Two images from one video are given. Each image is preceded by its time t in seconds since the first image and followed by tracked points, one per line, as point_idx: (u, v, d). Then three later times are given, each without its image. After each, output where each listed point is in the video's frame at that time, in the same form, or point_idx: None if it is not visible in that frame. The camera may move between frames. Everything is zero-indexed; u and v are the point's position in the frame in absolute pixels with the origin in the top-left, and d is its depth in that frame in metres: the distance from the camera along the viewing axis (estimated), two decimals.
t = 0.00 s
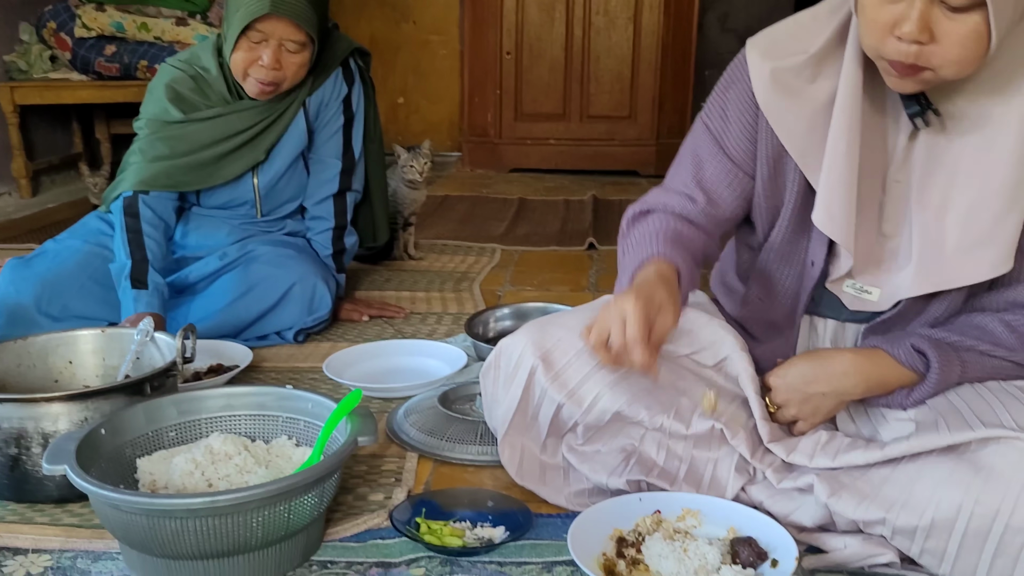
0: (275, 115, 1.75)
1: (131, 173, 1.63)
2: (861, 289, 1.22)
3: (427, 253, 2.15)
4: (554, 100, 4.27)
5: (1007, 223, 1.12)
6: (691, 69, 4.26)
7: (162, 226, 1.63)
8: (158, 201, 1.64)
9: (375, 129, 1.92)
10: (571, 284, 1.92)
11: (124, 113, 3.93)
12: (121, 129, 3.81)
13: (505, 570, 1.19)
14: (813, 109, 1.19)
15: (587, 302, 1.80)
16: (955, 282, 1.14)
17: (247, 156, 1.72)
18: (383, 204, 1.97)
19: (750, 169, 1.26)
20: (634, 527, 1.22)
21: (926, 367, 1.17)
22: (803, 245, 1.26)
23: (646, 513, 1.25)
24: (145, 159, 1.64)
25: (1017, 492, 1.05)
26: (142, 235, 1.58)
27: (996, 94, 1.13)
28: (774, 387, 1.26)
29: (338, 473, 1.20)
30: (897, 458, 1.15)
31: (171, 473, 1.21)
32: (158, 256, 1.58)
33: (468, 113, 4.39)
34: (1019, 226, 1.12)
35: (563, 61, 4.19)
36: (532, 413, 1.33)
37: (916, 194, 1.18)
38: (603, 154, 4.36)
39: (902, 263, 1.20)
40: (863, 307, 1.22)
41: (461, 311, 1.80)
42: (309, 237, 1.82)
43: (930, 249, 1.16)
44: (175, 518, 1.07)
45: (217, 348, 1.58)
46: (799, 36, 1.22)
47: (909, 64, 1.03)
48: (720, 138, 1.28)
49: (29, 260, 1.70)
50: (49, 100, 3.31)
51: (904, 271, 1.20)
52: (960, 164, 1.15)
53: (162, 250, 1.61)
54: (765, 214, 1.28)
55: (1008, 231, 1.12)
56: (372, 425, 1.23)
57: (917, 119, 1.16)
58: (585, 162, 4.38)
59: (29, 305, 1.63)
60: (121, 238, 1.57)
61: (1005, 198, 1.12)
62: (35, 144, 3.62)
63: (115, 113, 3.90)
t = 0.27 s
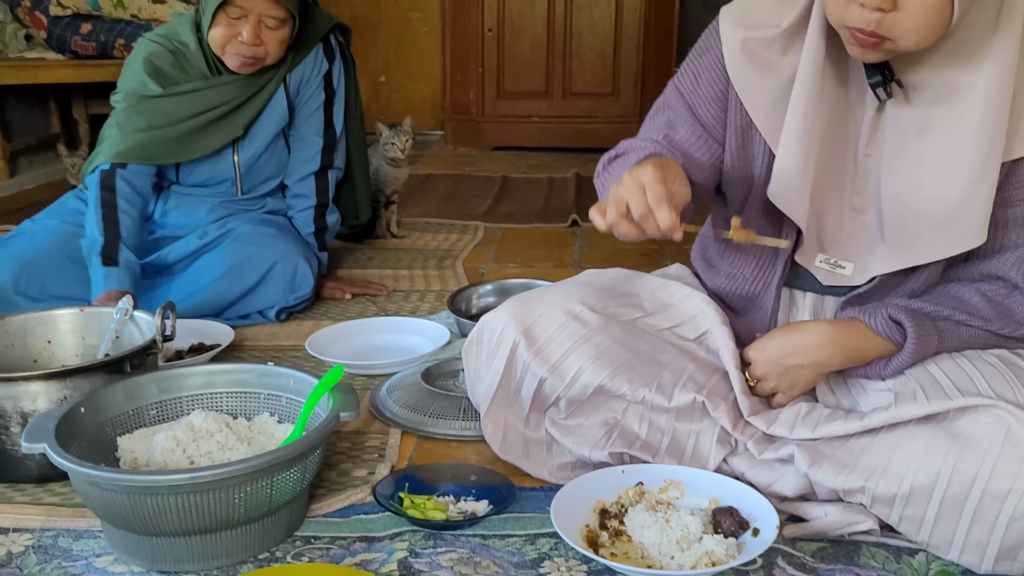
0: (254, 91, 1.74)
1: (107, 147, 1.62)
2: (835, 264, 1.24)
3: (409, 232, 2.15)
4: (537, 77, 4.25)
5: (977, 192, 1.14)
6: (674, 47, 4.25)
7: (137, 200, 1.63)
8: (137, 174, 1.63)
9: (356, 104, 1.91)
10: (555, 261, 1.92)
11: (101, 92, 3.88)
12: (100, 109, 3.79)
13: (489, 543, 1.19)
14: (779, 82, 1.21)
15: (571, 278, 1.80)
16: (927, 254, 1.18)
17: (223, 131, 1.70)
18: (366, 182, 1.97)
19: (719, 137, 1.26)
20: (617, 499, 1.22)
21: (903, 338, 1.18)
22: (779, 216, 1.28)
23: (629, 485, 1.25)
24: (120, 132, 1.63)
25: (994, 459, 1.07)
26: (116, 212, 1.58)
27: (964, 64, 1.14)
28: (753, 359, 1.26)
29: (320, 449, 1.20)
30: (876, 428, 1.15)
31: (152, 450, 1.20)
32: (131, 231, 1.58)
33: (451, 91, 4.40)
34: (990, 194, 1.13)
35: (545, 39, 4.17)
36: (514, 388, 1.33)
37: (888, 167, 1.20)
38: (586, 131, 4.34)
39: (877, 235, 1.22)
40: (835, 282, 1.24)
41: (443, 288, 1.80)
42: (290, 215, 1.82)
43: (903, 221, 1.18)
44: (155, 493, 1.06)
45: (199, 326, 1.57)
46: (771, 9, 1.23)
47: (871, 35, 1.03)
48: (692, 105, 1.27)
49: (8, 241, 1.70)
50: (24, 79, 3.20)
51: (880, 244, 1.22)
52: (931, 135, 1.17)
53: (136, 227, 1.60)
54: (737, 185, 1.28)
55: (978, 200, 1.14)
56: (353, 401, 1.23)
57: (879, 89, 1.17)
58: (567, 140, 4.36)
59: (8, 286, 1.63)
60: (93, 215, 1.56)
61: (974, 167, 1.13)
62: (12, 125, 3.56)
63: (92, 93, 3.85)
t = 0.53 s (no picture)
0: (234, 88, 1.74)
1: (80, 144, 1.62)
2: (814, 266, 1.24)
3: (394, 229, 2.14)
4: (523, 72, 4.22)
5: (956, 188, 1.13)
6: (660, 39, 4.22)
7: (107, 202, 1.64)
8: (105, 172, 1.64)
9: (338, 102, 1.91)
10: (541, 257, 1.91)
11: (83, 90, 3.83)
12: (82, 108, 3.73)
13: (474, 545, 1.18)
14: (753, 80, 1.21)
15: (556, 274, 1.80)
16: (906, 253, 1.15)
17: (204, 128, 1.70)
18: (349, 180, 1.97)
19: (692, 126, 1.29)
20: (602, 498, 1.21)
21: (887, 333, 1.18)
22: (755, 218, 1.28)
23: (614, 483, 1.24)
24: (95, 130, 1.63)
25: (978, 455, 1.06)
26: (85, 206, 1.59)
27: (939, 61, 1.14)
28: (736, 357, 1.25)
29: (303, 451, 1.19)
30: (859, 424, 1.15)
31: (132, 456, 1.19)
32: (95, 219, 1.59)
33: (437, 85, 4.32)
34: (970, 189, 1.13)
35: (531, 34, 4.14)
36: (499, 387, 1.31)
37: (867, 165, 1.20)
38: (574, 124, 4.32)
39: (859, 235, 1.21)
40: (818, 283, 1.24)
41: (428, 286, 1.79)
42: (273, 214, 1.82)
43: (883, 220, 1.18)
44: (134, 501, 1.04)
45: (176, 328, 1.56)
46: (747, 6, 1.21)
47: (851, 28, 1.02)
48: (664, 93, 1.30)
49: None
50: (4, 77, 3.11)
51: (861, 245, 1.21)
52: (911, 132, 1.16)
53: (100, 218, 1.61)
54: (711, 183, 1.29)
55: (959, 196, 1.13)
56: (336, 404, 1.23)
57: (858, 88, 1.15)
58: (553, 134, 4.34)
59: None
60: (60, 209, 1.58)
61: (952, 163, 1.13)
62: None
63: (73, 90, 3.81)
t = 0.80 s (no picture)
0: (223, 110, 1.80)
1: (71, 170, 1.64)
2: (799, 298, 1.23)
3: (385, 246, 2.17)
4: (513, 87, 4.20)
5: (936, 223, 1.12)
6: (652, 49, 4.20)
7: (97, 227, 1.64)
8: (95, 200, 1.65)
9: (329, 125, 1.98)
10: (532, 274, 1.92)
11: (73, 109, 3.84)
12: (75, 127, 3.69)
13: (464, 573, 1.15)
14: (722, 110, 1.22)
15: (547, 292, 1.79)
16: (886, 291, 1.14)
17: (197, 152, 1.75)
18: (338, 201, 2.03)
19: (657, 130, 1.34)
20: (594, 524, 1.20)
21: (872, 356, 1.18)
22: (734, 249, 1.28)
23: (604, 508, 1.23)
24: (87, 156, 1.65)
25: (969, 482, 1.05)
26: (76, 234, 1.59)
27: (910, 97, 1.15)
28: (723, 381, 1.24)
29: (290, 480, 1.18)
30: (849, 451, 1.13)
31: (117, 486, 1.17)
32: (92, 250, 1.60)
33: (427, 100, 4.35)
34: (949, 225, 1.11)
35: (521, 49, 4.11)
36: (489, 412, 1.30)
37: (845, 200, 1.19)
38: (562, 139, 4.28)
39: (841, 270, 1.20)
40: (802, 316, 1.23)
41: (419, 305, 1.79)
42: (263, 234, 1.85)
43: (864, 256, 1.17)
44: (120, 535, 1.03)
45: (161, 353, 1.56)
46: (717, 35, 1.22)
47: (810, 60, 1.01)
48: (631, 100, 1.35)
49: None
50: None
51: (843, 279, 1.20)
52: (891, 166, 1.16)
53: (94, 246, 1.62)
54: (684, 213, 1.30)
55: (938, 231, 1.12)
56: (325, 430, 1.21)
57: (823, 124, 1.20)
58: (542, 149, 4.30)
59: None
60: (53, 237, 1.58)
61: (931, 198, 1.12)
62: None
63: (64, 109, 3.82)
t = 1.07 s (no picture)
0: (215, 161, 1.87)
1: (67, 224, 1.71)
2: (772, 369, 1.27)
3: (375, 293, 2.29)
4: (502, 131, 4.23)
5: (893, 301, 1.12)
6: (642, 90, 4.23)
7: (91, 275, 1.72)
8: (90, 253, 1.74)
9: (317, 176, 2.06)
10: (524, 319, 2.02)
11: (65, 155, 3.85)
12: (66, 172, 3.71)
13: None
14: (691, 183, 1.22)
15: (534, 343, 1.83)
16: (854, 365, 1.15)
17: (189, 205, 1.84)
18: (327, 248, 2.12)
19: (620, 199, 1.35)
20: None
21: (855, 414, 1.19)
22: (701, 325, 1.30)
23: (593, 565, 1.20)
24: (82, 211, 1.73)
25: (957, 545, 1.04)
26: (71, 288, 1.65)
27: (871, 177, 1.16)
28: (706, 439, 1.24)
29: (276, 542, 1.15)
30: (835, 511, 1.13)
31: (100, 549, 1.16)
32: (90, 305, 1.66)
33: (417, 144, 4.34)
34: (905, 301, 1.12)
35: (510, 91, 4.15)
36: (477, 470, 1.29)
37: (805, 280, 1.19)
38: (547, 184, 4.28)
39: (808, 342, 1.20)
40: (779, 383, 1.27)
41: (409, 352, 1.85)
42: (252, 283, 1.93)
43: (831, 330, 1.17)
44: None
45: (150, 407, 1.58)
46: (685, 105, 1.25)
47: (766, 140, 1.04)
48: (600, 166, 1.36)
49: None
50: None
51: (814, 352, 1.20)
52: (854, 242, 1.16)
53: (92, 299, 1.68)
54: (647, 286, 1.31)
55: (895, 308, 1.12)
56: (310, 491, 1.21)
57: (778, 202, 1.20)
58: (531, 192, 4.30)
59: None
60: (52, 291, 1.64)
61: (887, 275, 1.12)
62: None
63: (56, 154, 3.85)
